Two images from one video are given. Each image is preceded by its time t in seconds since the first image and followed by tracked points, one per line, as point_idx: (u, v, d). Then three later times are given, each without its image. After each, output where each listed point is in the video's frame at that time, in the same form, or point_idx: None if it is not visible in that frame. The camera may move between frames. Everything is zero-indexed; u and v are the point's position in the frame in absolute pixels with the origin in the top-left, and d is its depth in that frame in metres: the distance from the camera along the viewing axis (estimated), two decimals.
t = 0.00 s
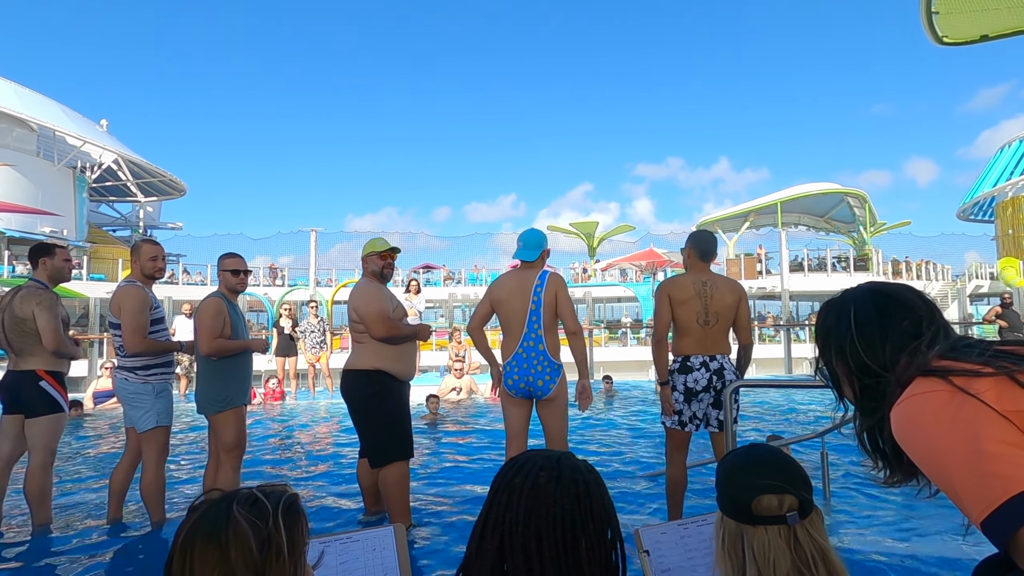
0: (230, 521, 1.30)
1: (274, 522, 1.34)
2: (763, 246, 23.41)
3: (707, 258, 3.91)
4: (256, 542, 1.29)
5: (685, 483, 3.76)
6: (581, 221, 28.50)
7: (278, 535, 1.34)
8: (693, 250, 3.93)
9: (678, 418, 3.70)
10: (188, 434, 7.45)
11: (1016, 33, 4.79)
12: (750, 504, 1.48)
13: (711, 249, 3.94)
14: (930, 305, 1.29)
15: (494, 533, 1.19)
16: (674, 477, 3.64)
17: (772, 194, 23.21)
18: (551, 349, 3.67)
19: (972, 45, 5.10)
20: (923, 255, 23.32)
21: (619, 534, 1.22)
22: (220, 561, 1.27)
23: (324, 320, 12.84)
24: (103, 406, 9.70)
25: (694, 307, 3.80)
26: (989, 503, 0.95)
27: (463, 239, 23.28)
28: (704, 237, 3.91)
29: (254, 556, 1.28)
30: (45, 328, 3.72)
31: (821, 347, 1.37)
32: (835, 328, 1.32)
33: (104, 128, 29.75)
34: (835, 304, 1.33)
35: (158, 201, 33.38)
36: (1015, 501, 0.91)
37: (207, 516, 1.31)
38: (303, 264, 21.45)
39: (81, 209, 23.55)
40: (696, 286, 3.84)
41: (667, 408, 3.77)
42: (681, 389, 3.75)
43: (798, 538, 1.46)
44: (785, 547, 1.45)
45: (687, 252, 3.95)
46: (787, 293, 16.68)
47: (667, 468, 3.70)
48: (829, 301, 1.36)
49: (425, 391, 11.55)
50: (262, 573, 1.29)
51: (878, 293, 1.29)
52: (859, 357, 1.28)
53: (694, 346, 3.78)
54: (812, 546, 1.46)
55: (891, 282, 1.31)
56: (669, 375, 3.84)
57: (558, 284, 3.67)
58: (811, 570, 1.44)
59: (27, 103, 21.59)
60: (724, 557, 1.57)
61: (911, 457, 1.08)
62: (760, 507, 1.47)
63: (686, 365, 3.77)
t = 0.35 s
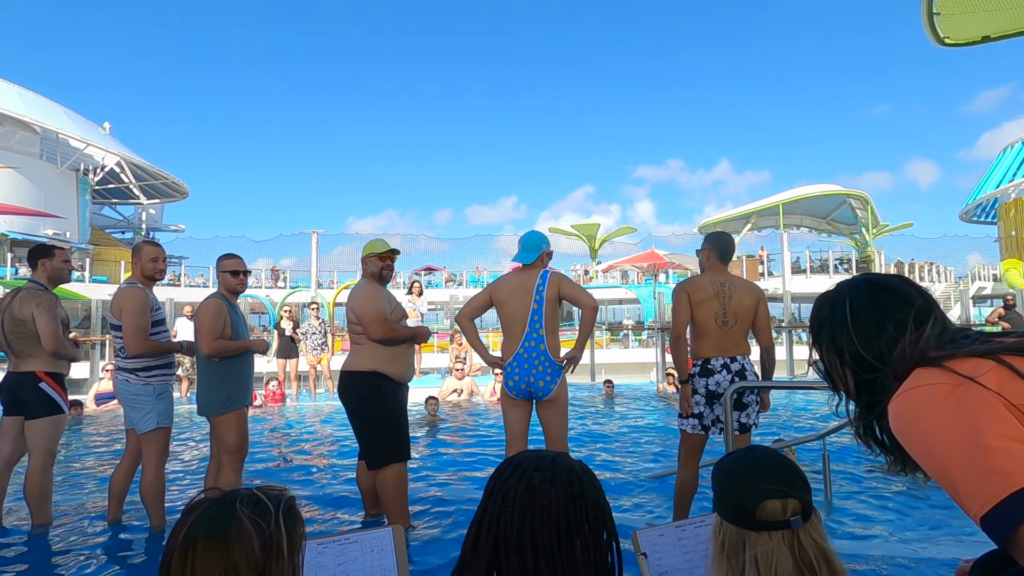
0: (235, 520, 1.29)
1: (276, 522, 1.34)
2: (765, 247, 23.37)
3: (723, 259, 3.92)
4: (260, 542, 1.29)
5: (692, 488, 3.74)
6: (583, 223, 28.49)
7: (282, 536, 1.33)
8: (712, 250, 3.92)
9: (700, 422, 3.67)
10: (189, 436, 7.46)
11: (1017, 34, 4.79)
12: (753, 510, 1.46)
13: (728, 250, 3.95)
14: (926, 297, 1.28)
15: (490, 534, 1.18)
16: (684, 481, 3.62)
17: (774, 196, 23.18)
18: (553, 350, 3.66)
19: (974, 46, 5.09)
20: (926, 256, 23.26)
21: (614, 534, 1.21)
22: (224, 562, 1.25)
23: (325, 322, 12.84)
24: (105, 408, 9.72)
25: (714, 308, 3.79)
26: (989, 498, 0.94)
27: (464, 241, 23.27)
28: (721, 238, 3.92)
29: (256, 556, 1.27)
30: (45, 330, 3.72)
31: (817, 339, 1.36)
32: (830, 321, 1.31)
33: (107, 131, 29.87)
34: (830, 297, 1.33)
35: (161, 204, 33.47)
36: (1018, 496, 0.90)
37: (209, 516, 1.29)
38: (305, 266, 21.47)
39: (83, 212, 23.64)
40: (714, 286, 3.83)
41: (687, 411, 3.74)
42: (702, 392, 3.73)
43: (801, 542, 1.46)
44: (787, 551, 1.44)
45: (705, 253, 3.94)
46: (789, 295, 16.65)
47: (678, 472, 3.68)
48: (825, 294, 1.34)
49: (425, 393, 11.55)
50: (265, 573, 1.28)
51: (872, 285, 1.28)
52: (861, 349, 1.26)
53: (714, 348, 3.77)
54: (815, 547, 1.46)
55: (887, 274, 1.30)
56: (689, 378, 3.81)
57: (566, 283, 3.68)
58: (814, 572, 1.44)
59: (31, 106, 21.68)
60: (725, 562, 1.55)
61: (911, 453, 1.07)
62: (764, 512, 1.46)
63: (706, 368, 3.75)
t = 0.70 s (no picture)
0: (242, 519, 1.27)
1: (279, 523, 1.33)
2: (766, 250, 23.33)
3: (728, 260, 3.93)
4: (267, 543, 1.28)
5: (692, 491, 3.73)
6: (584, 225, 28.48)
7: (286, 538, 1.34)
8: (718, 251, 3.92)
9: (704, 424, 3.66)
10: (190, 438, 7.47)
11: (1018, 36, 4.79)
12: (753, 512, 1.45)
13: (732, 251, 3.97)
14: (929, 270, 1.28)
15: (487, 531, 1.18)
16: (684, 482, 3.61)
17: (775, 198, 23.15)
18: (551, 352, 3.65)
19: (975, 47, 5.09)
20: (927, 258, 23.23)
21: (609, 534, 1.22)
22: (231, 563, 1.22)
23: (327, 324, 12.85)
24: (106, 410, 9.75)
25: (721, 309, 3.79)
26: (1002, 464, 0.93)
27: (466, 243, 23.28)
28: (727, 240, 3.93)
29: (265, 555, 1.26)
30: (45, 332, 3.73)
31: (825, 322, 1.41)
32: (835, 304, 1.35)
33: (110, 134, 29.98)
34: (832, 280, 1.36)
35: (163, 207, 33.54)
36: None
37: (213, 515, 1.26)
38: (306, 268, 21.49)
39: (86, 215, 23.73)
40: (722, 287, 3.83)
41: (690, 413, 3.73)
42: (706, 394, 3.73)
43: (802, 545, 1.45)
44: (789, 555, 1.44)
45: (709, 254, 3.94)
46: (790, 297, 16.62)
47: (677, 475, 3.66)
48: (827, 279, 1.39)
49: (426, 395, 11.55)
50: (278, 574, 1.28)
51: (867, 266, 1.31)
52: (863, 333, 1.30)
53: (719, 350, 3.78)
54: (816, 550, 1.45)
55: (885, 251, 1.31)
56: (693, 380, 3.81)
57: (563, 286, 3.65)
58: None
59: (34, 110, 21.77)
60: (723, 565, 1.55)
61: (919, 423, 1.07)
62: (766, 515, 1.45)
63: (711, 370, 3.77)
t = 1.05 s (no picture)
0: (238, 521, 1.27)
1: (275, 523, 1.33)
2: (767, 250, 23.32)
3: (714, 261, 3.91)
4: (263, 543, 1.28)
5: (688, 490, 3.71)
6: (585, 226, 28.50)
7: (280, 538, 1.33)
8: (701, 253, 3.91)
9: (690, 425, 3.65)
10: (191, 439, 7.48)
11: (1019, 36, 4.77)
12: (748, 510, 1.44)
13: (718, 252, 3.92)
14: (933, 258, 1.28)
15: (482, 529, 1.17)
16: (678, 483, 3.59)
17: (776, 198, 23.12)
18: (541, 354, 3.64)
19: (975, 46, 5.07)
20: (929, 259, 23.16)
21: (604, 531, 1.21)
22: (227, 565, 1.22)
23: (327, 325, 12.85)
24: (106, 412, 9.75)
25: (708, 312, 3.78)
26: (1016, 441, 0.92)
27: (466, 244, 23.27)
28: (711, 240, 3.90)
29: (254, 556, 1.25)
30: (44, 333, 3.73)
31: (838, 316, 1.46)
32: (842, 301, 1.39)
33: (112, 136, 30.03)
34: (841, 278, 1.39)
35: (165, 208, 33.59)
36: None
37: (208, 517, 1.26)
38: (307, 269, 21.52)
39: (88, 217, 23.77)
40: (710, 290, 3.82)
41: (676, 413, 3.73)
42: (691, 394, 3.72)
43: (798, 544, 1.44)
44: (785, 554, 1.43)
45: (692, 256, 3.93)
46: (791, 298, 16.60)
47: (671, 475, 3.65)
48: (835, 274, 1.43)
49: (427, 396, 11.55)
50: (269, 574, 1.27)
51: (872, 267, 1.33)
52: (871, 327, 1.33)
53: (704, 350, 3.76)
54: (812, 549, 1.45)
55: (886, 245, 1.33)
56: (677, 381, 3.80)
57: (547, 287, 3.61)
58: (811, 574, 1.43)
59: (36, 113, 21.80)
60: (719, 563, 1.54)
61: (930, 403, 1.06)
62: (761, 514, 1.44)
63: (696, 370, 3.74)
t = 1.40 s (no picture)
0: (207, 531, 1.28)
1: (253, 532, 1.32)
2: (768, 252, 23.31)
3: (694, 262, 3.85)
4: (230, 553, 1.27)
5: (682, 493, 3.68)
6: (585, 228, 28.51)
7: (255, 547, 1.32)
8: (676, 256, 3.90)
9: (663, 426, 3.63)
10: (189, 442, 7.47)
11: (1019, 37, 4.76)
12: (742, 514, 1.43)
13: (700, 254, 3.84)
14: (927, 282, 1.27)
15: (475, 535, 1.15)
16: (668, 487, 3.57)
17: (777, 200, 23.09)
18: (516, 357, 3.60)
19: (976, 48, 5.06)
20: (929, 261, 23.10)
21: (597, 536, 1.20)
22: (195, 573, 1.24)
23: (327, 327, 12.82)
24: (106, 414, 9.78)
25: (681, 314, 3.76)
26: None
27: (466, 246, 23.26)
28: (689, 242, 3.87)
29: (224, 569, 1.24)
30: (40, 336, 3.72)
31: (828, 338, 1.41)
32: (840, 323, 1.33)
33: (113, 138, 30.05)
34: (839, 300, 1.34)
35: (165, 210, 33.60)
36: None
37: (184, 524, 1.29)
38: (308, 271, 21.52)
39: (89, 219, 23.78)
40: (683, 293, 3.81)
41: (651, 415, 3.72)
42: (664, 395, 3.69)
43: (793, 551, 1.42)
44: (778, 559, 1.41)
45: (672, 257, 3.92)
46: (792, 299, 16.58)
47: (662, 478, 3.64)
48: (829, 295, 1.37)
49: (427, 398, 11.54)
50: None
51: (873, 289, 1.29)
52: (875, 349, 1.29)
53: (677, 351, 3.74)
54: (807, 558, 1.43)
55: (884, 267, 1.30)
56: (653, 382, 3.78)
57: (517, 288, 3.61)
58: None
59: (38, 115, 21.81)
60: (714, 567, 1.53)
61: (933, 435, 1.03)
62: (753, 519, 1.42)
63: (669, 371, 3.72)
